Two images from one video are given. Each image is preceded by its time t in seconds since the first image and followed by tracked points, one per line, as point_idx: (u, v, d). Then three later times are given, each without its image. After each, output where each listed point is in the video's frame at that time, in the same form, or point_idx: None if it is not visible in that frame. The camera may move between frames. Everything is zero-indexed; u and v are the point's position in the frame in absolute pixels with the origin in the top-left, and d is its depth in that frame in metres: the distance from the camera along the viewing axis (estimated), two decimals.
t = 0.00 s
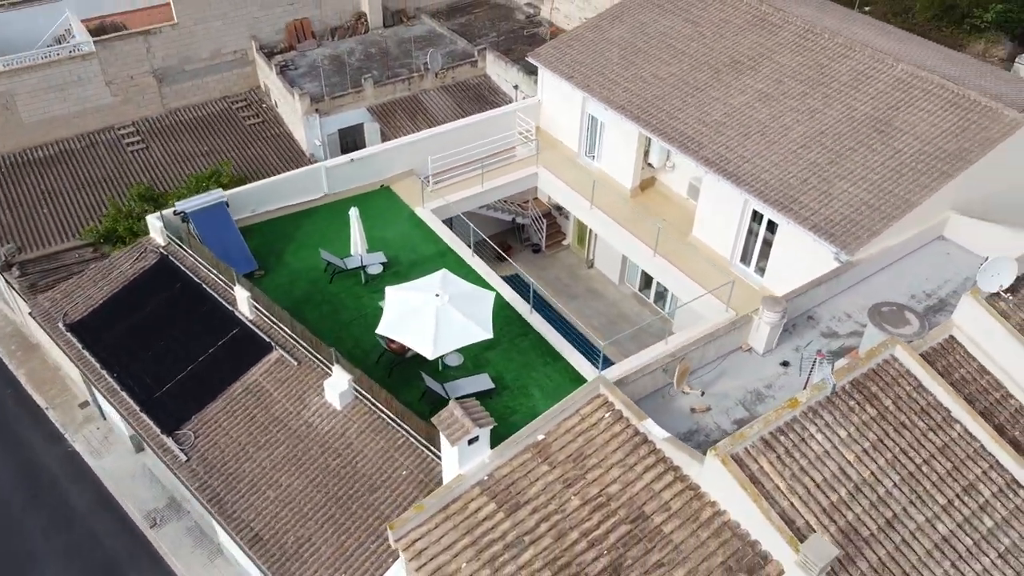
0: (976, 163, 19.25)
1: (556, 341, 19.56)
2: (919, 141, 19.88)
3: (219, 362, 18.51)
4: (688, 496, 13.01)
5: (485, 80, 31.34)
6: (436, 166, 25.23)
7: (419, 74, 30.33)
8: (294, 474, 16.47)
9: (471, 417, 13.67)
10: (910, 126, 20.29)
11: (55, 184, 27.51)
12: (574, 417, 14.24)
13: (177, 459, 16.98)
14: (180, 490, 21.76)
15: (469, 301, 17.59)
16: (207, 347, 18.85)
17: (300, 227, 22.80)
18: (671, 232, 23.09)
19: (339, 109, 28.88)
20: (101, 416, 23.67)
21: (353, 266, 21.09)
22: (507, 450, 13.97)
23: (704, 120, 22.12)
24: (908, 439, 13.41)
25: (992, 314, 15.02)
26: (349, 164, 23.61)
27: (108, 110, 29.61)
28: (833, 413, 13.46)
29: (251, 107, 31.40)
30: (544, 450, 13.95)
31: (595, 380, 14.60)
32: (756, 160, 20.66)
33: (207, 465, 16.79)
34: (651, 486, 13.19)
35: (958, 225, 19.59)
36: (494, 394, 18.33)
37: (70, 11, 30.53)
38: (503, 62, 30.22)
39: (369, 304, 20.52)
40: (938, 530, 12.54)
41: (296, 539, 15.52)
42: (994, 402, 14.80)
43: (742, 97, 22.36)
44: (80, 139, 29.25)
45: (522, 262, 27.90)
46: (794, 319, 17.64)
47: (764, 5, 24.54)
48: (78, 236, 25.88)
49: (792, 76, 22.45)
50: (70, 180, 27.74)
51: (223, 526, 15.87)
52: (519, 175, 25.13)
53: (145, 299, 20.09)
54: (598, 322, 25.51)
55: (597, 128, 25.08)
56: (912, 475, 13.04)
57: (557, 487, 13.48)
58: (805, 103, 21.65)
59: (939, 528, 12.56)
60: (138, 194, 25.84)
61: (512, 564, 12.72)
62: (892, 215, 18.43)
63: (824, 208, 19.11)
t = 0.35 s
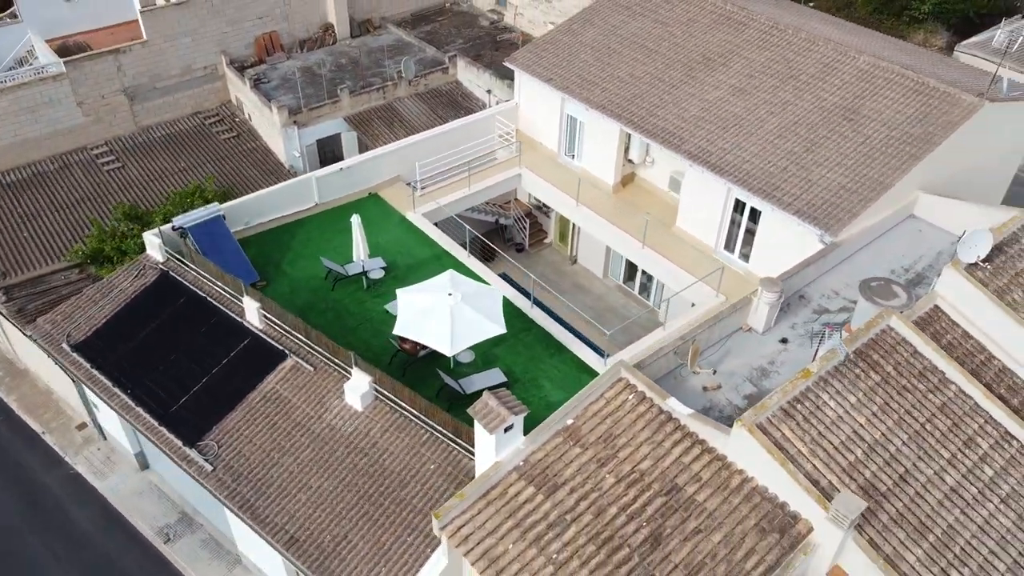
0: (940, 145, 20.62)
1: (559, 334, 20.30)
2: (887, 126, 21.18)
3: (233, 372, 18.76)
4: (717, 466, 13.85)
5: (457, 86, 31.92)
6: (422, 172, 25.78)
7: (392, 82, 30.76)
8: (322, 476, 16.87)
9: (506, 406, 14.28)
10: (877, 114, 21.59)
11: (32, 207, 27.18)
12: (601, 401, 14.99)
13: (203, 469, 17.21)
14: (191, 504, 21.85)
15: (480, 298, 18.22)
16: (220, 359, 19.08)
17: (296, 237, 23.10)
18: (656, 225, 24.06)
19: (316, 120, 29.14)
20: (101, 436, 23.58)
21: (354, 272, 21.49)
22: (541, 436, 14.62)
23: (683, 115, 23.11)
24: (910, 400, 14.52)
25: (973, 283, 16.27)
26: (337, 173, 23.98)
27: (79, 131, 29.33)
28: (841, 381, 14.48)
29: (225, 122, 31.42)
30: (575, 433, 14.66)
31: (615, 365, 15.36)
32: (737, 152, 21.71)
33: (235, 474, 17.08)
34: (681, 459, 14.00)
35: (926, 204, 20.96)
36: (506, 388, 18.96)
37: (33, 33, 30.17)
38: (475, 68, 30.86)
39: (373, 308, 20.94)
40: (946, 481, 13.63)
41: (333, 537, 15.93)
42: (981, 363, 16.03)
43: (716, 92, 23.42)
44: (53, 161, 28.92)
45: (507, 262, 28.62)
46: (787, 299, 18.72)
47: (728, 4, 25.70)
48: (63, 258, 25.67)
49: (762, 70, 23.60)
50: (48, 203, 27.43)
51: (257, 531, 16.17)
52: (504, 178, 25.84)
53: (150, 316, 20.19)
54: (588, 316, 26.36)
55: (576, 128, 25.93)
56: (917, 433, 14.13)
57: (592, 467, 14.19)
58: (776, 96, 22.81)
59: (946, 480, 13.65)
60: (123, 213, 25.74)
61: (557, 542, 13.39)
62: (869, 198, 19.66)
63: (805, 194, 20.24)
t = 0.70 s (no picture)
0: (920, 130, 21.71)
1: (568, 324, 20.92)
2: (868, 114, 22.23)
3: (254, 375, 19.02)
4: (743, 439, 14.61)
5: (440, 87, 32.34)
6: (416, 173, 26.21)
7: (377, 86, 31.06)
8: (353, 472, 17.24)
9: (539, 392, 14.86)
10: (858, 102, 22.62)
11: (22, 221, 26.91)
12: (627, 384, 15.65)
13: (233, 471, 17.47)
14: (208, 509, 21.99)
15: (495, 292, 18.76)
16: (239, 362, 19.31)
17: (299, 242, 23.37)
18: (650, 216, 24.80)
19: (305, 125, 29.33)
20: (110, 448, 23.57)
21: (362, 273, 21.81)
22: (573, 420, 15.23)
23: (673, 108, 23.92)
24: (916, 369, 15.45)
25: (964, 258, 17.30)
26: (336, 176, 24.30)
27: (63, 144, 29.10)
28: (852, 354, 15.36)
29: (209, 130, 31.39)
30: (604, 416, 15.30)
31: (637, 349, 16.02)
32: (728, 143, 22.57)
33: (265, 473, 17.36)
34: (708, 435, 14.73)
35: (909, 186, 22.02)
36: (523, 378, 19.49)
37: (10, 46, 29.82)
38: (458, 69, 31.33)
39: (384, 307, 21.31)
40: (955, 443, 14.56)
41: (370, 530, 16.33)
42: (976, 332, 17.05)
43: (703, 86, 24.28)
44: (38, 175, 28.65)
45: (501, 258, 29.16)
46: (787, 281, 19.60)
47: (707, 1, 26.57)
48: (59, 271, 25.52)
49: (745, 64, 24.51)
50: (37, 216, 27.18)
51: (294, 527, 16.49)
52: (497, 176, 26.39)
53: (163, 323, 20.31)
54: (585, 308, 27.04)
55: (566, 125, 26.57)
56: (925, 399, 15.06)
57: (624, 446, 14.84)
58: (761, 88, 23.73)
59: (956, 441, 14.59)
60: (118, 224, 25.65)
61: (598, 519, 14.03)
62: (858, 182, 20.65)
63: (796, 180, 21.17)
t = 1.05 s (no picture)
0: (904, 113, 22.79)
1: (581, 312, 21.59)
2: (855, 100, 23.26)
3: (281, 374, 19.33)
4: (772, 411, 15.43)
5: (428, 86, 32.74)
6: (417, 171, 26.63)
7: (367, 86, 31.35)
8: (390, 463, 17.69)
9: (577, 375, 15.50)
10: (845, 88, 23.64)
11: (18, 233, 26.70)
12: (656, 364, 16.37)
13: (271, 468, 17.80)
14: (232, 510, 22.22)
15: (516, 283, 19.34)
16: (265, 363, 19.60)
17: (309, 243, 23.67)
18: (648, 206, 25.54)
19: (298, 128, 29.51)
20: (126, 455, 23.63)
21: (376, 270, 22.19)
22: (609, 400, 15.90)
23: (667, 100, 24.72)
24: (926, 337, 16.44)
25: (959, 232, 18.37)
26: (340, 177, 24.62)
27: (54, 154, 28.87)
28: (867, 327, 16.28)
29: (199, 136, 31.38)
30: (638, 395, 16.00)
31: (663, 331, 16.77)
32: (723, 131, 23.43)
33: (303, 469, 17.72)
34: (739, 408, 15.52)
35: (897, 167, 23.03)
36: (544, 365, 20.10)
37: None
38: (446, 68, 31.76)
39: (401, 303, 21.75)
40: (968, 404, 15.57)
41: (412, 517, 16.81)
42: (974, 301, 18.12)
43: (694, 77, 25.11)
44: (30, 186, 28.41)
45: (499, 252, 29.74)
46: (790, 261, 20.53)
47: None
48: (62, 282, 25.40)
49: (733, 54, 25.39)
50: (33, 228, 26.96)
51: (337, 519, 16.90)
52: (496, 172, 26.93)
53: (184, 328, 20.50)
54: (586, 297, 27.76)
55: (561, 120, 27.20)
56: (937, 365, 16.05)
57: (660, 423, 15.56)
58: (751, 77, 24.64)
59: (968, 403, 15.60)
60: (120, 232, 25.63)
61: (641, 492, 14.74)
62: (851, 164, 21.66)
63: (792, 165, 22.11)
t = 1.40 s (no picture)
0: (892, 97, 23.74)
1: (592, 299, 22.19)
2: (845, 85, 24.15)
3: (306, 370, 19.61)
4: (797, 383, 16.16)
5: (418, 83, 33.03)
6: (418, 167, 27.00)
7: (359, 85, 31.54)
8: (423, 451, 18.08)
9: (610, 357, 16.08)
10: (834, 74, 24.53)
11: (17, 241, 26.49)
12: (682, 344, 17.03)
13: (306, 462, 18.11)
14: (256, 508, 22.43)
15: (535, 273, 19.87)
16: (289, 359, 19.85)
17: (319, 241, 23.91)
18: (648, 195, 26.18)
19: (294, 128, 29.65)
20: (143, 459, 23.67)
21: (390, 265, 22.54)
22: (640, 380, 16.51)
23: (663, 90, 25.39)
24: (933, 308, 17.32)
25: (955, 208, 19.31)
26: (346, 175, 24.89)
27: (47, 161, 28.64)
28: (879, 301, 17.13)
29: (191, 139, 31.32)
30: (667, 375, 16.64)
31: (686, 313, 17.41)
32: (720, 119, 24.17)
33: (338, 461, 18.06)
34: (765, 382, 16.23)
35: (887, 149, 23.97)
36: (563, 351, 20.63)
37: None
38: (436, 65, 32.09)
39: (416, 297, 22.11)
40: (977, 369, 16.47)
41: (451, 503, 17.25)
42: (973, 273, 19.06)
43: (687, 67, 25.82)
44: (24, 195, 28.14)
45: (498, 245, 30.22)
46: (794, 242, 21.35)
47: None
48: (68, 289, 25.32)
49: (724, 45, 26.14)
50: (32, 236, 26.75)
51: (377, 509, 17.27)
52: (496, 166, 27.38)
53: (204, 329, 20.65)
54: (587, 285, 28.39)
55: (557, 112, 27.74)
56: (947, 334, 16.93)
57: (691, 399, 16.21)
58: (743, 66, 25.41)
59: (978, 368, 16.49)
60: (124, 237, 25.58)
61: (679, 466, 15.39)
62: (846, 147, 22.54)
63: (789, 150, 22.93)
